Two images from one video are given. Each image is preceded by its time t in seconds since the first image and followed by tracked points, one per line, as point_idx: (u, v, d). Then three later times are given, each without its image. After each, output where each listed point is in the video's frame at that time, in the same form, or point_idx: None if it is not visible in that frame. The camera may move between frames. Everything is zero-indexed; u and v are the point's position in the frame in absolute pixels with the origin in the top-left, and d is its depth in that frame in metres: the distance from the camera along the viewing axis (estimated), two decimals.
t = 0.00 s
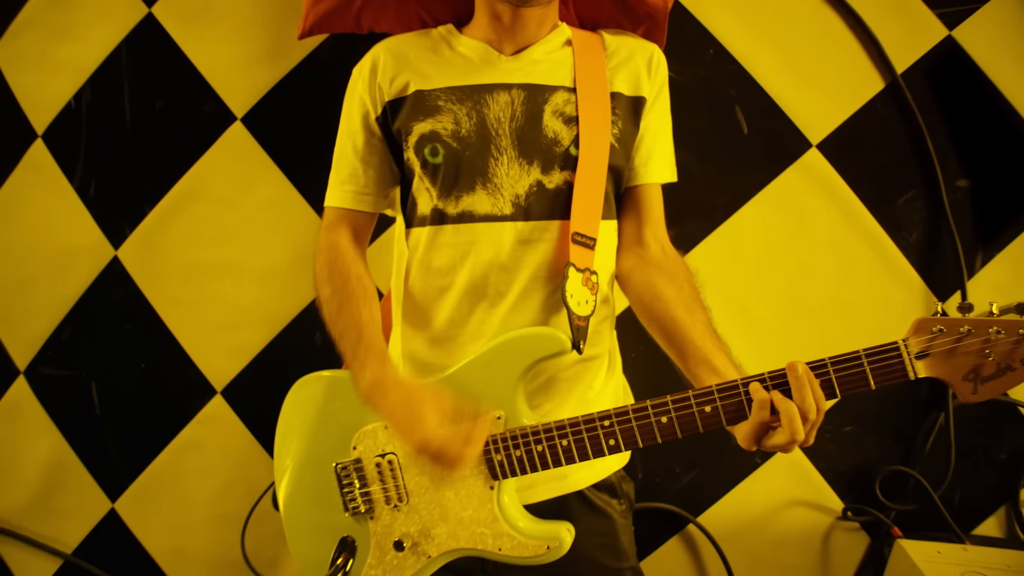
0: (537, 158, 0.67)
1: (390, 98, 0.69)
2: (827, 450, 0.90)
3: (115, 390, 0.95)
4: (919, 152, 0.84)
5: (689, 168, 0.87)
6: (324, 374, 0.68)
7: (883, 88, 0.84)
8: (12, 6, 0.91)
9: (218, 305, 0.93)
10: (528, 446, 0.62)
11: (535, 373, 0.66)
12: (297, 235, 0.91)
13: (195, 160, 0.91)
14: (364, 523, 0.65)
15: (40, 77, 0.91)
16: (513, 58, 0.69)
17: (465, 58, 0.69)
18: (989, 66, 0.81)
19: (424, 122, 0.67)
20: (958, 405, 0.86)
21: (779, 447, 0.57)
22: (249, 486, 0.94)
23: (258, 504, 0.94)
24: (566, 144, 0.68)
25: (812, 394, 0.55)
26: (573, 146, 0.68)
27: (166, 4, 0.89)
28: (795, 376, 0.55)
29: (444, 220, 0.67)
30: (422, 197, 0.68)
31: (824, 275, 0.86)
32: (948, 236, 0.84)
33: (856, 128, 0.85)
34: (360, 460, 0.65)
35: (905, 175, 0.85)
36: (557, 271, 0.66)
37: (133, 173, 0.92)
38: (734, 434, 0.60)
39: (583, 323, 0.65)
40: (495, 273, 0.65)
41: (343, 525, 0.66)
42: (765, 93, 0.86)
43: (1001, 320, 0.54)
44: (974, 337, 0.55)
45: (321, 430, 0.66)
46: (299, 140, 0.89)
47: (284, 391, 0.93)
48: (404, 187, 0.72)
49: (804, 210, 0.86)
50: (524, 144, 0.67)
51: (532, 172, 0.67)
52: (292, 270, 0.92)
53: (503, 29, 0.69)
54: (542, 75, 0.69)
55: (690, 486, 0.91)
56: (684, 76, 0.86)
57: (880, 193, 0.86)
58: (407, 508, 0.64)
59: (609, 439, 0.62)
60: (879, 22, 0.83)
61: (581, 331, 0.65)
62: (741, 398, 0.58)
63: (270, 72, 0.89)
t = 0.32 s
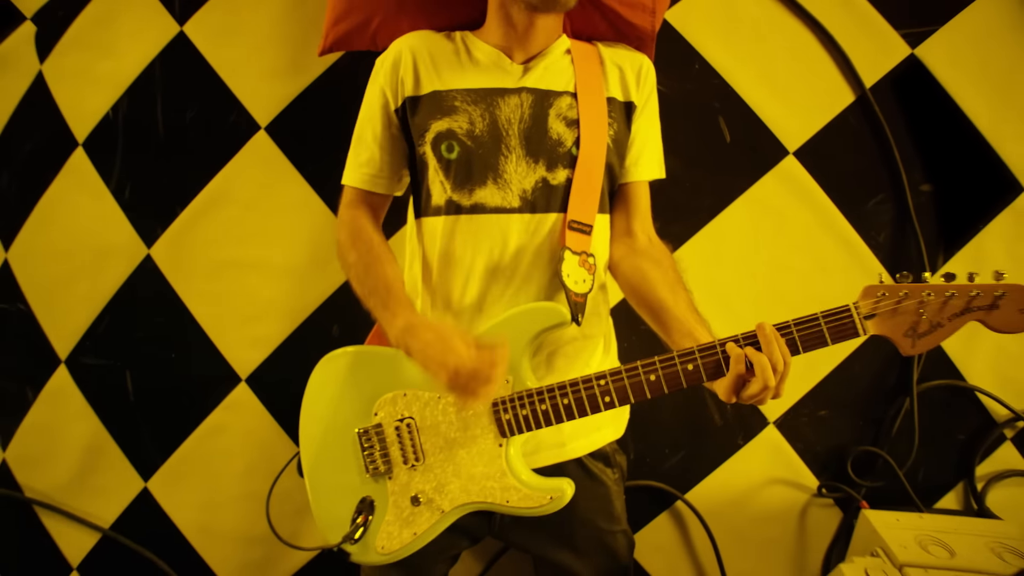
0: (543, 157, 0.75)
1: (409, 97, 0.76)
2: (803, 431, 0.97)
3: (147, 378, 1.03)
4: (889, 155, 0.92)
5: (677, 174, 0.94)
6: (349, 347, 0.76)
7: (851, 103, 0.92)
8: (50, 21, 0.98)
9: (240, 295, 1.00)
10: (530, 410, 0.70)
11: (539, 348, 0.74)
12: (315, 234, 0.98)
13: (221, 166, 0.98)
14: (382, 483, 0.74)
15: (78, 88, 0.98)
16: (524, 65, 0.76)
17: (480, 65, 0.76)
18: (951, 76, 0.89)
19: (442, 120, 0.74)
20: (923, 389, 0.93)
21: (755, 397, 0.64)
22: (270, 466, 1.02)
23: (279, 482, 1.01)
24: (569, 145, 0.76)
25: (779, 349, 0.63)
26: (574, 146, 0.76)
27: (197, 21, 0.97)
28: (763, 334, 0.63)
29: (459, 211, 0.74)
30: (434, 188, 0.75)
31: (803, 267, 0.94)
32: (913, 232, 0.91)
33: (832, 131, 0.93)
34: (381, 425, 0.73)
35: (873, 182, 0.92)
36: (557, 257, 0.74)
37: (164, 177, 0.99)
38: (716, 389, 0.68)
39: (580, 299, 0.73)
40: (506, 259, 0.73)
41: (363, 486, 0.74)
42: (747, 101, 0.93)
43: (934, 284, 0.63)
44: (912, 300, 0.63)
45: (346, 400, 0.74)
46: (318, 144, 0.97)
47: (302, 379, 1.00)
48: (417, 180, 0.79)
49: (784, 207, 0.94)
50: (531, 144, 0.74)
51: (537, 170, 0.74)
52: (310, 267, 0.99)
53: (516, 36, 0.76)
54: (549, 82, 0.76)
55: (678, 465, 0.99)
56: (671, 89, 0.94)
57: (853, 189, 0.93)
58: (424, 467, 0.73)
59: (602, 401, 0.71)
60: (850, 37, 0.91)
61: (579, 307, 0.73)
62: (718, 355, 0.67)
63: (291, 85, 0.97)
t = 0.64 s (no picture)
0: (540, 174, 0.83)
1: (420, 119, 0.85)
2: (782, 413, 1.05)
3: (178, 366, 1.11)
4: (856, 165, 1.00)
5: (667, 178, 1.03)
6: (366, 344, 0.84)
7: (825, 112, 1.00)
8: (91, 38, 1.06)
9: (265, 295, 1.08)
10: (532, 395, 0.78)
11: (540, 342, 0.83)
12: (334, 233, 1.07)
13: (245, 173, 1.06)
14: (400, 463, 0.83)
15: (117, 99, 1.07)
16: (528, 87, 0.85)
17: (485, 88, 0.85)
18: (913, 92, 0.98)
19: (450, 140, 0.83)
20: (891, 374, 1.02)
21: (731, 392, 0.71)
22: (291, 448, 1.10)
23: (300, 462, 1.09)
24: (563, 163, 0.84)
25: (753, 351, 0.71)
26: (568, 164, 0.84)
27: (225, 38, 1.05)
28: (739, 336, 0.70)
29: (465, 221, 0.83)
30: (446, 201, 0.84)
31: (783, 266, 1.02)
32: (880, 236, 1.00)
33: (806, 141, 1.01)
34: (397, 410, 0.82)
35: (847, 184, 1.01)
36: (553, 263, 0.83)
37: (195, 181, 1.07)
38: (697, 384, 0.76)
39: (576, 300, 0.82)
40: (508, 264, 0.82)
41: (383, 465, 0.83)
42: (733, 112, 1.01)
43: (893, 294, 0.72)
44: (875, 308, 0.72)
45: (366, 388, 0.83)
46: (337, 151, 1.05)
47: (322, 367, 1.08)
48: (429, 191, 0.88)
49: (763, 212, 1.02)
50: (530, 162, 0.83)
51: (535, 185, 0.83)
52: (329, 263, 1.07)
53: (523, 61, 0.84)
54: (548, 105, 0.85)
55: (667, 445, 1.07)
56: (661, 101, 1.02)
57: (823, 198, 1.02)
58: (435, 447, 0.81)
59: (596, 392, 0.78)
60: (825, 55, 0.99)
61: (575, 307, 0.82)
62: (700, 355, 0.74)
63: (313, 97, 1.05)
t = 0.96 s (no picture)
0: (542, 172, 0.92)
1: (433, 120, 0.94)
2: (763, 398, 1.13)
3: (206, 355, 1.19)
4: (830, 168, 1.09)
5: (657, 181, 1.11)
6: (384, 326, 0.93)
7: (801, 121, 1.09)
8: (129, 52, 1.15)
9: (285, 287, 1.17)
10: (532, 372, 0.88)
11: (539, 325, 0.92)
12: (351, 232, 1.15)
13: (268, 176, 1.15)
14: (414, 434, 0.92)
15: (152, 108, 1.16)
16: (527, 94, 0.93)
17: (493, 93, 0.93)
18: (881, 104, 1.07)
19: (461, 140, 0.92)
20: (862, 361, 1.10)
21: (708, 360, 0.82)
22: (311, 430, 1.18)
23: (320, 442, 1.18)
24: (563, 163, 0.93)
25: (725, 324, 0.81)
26: (567, 164, 0.93)
27: (251, 53, 1.14)
28: (712, 312, 0.81)
29: (472, 213, 0.92)
30: (455, 195, 0.93)
31: (764, 260, 1.11)
32: (852, 233, 1.09)
33: (786, 147, 1.10)
34: (411, 386, 0.92)
35: (821, 187, 1.10)
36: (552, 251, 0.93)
37: (222, 183, 1.16)
38: (678, 356, 0.86)
39: (571, 286, 0.91)
40: (510, 254, 0.92)
41: (398, 438, 0.93)
42: (718, 120, 1.10)
43: (848, 273, 0.82)
44: (833, 285, 0.82)
45: (383, 367, 0.93)
46: (354, 155, 1.14)
47: (339, 356, 1.17)
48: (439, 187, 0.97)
49: (745, 211, 1.10)
50: (533, 161, 0.92)
51: (537, 182, 0.92)
52: (347, 259, 1.16)
53: (526, 70, 0.94)
54: (550, 110, 0.93)
55: (657, 427, 1.14)
56: (652, 110, 1.10)
57: (800, 197, 1.10)
58: (446, 419, 0.91)
59: (589, 366, 0.88)
60: (803, 69, 1.08)
61: (571, 292, 0.92)
62: (681, 328, 0.84)
63: (331, 106, 1.13)
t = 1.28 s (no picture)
0: (541, 179, 1.02)
1: (442, 135, 1.04)
2: (747, 382, 1.21)
3: (231, 344, 1.27)
4: (807, 172, 1.19)
5: (649, 184, 1.20)
6: (398, 319, 1.03)
7: (781, 129, 1.18)
8: (162, 64, 1.25)
9: (304, 283, 1.25)
10: (532, 360, 0.96)
11: (541, 317, 1.02)
12: (367, 229, 1.24)
13: (291, 178, 1.24)
14: (423, 414, 1.02)
15: (182, 115, 1.25)
16: (529, 108, 1.03)
17: (495, 109, 1.04)
18: (854, 114, 1.17)
19: (468, 153, 1.01)
20: (838, 349, 1.20)
21: (689, 357, 0.91)
22: (329, 414, 1.27)
23: (337, 427, 1.27)
24: (560, 171, 1.02)
25: (706, 328, 0.89)
26: (564, 171, 1.02)
27: (274, 66, 1.23)
28: (694, 316, 0.90)
29: (480, 218, 1.01)
30: (465, 202, 1.03)
31: (746, 254, 1.19)
32: (827, 231, 1.19)
33: (767, 152, 1.19)
34: (422, 370, 1.01)
35: (800, 188, 1.19)
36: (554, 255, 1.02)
37: (248, 185, 1.25)
38: (663, 352, 0.95)
39: (572, 283, 0.99)
40: (514, 252, 1.01)
41: (410, 416, 1.02)
42: (705, 127, 1.19)
43: (823, 283, 0.91)
44: (809, 293, 0.91)
45: (399, 352, 1.02)
46: (368, 159, 1.23)
47: (356, 345, 1.25)
48: (449, 195, 1.06)
49: (729, 212, 1.19)
50: (532, 170, 1.01)
51: (537, 189, 1.01)
52: (364, 255, 1.24)
53: (526, 87, 1.04)
54: (547, 123, 1.03)
55: (649, 410, 1.23)
56: (644, 118, 1.19)
57: (780, 197, 1.19)
58: (453, 400, 1.00)
59: (583, 356, 0.97)
60: (783, 81, 1.17)
61: (571, 288, 0.99)
62: (665, 328, 0.93)
63: (349, 115, 1.22)
